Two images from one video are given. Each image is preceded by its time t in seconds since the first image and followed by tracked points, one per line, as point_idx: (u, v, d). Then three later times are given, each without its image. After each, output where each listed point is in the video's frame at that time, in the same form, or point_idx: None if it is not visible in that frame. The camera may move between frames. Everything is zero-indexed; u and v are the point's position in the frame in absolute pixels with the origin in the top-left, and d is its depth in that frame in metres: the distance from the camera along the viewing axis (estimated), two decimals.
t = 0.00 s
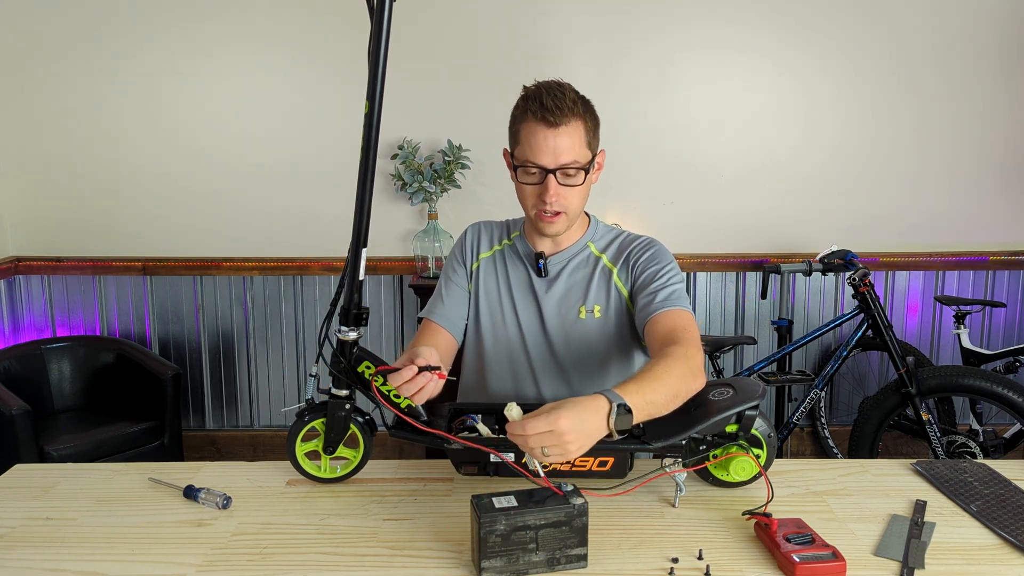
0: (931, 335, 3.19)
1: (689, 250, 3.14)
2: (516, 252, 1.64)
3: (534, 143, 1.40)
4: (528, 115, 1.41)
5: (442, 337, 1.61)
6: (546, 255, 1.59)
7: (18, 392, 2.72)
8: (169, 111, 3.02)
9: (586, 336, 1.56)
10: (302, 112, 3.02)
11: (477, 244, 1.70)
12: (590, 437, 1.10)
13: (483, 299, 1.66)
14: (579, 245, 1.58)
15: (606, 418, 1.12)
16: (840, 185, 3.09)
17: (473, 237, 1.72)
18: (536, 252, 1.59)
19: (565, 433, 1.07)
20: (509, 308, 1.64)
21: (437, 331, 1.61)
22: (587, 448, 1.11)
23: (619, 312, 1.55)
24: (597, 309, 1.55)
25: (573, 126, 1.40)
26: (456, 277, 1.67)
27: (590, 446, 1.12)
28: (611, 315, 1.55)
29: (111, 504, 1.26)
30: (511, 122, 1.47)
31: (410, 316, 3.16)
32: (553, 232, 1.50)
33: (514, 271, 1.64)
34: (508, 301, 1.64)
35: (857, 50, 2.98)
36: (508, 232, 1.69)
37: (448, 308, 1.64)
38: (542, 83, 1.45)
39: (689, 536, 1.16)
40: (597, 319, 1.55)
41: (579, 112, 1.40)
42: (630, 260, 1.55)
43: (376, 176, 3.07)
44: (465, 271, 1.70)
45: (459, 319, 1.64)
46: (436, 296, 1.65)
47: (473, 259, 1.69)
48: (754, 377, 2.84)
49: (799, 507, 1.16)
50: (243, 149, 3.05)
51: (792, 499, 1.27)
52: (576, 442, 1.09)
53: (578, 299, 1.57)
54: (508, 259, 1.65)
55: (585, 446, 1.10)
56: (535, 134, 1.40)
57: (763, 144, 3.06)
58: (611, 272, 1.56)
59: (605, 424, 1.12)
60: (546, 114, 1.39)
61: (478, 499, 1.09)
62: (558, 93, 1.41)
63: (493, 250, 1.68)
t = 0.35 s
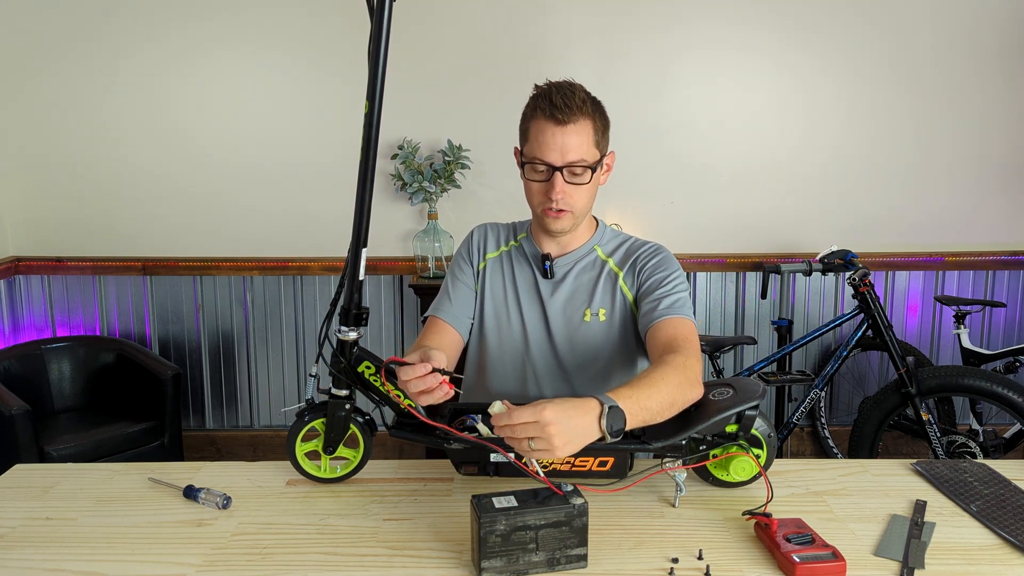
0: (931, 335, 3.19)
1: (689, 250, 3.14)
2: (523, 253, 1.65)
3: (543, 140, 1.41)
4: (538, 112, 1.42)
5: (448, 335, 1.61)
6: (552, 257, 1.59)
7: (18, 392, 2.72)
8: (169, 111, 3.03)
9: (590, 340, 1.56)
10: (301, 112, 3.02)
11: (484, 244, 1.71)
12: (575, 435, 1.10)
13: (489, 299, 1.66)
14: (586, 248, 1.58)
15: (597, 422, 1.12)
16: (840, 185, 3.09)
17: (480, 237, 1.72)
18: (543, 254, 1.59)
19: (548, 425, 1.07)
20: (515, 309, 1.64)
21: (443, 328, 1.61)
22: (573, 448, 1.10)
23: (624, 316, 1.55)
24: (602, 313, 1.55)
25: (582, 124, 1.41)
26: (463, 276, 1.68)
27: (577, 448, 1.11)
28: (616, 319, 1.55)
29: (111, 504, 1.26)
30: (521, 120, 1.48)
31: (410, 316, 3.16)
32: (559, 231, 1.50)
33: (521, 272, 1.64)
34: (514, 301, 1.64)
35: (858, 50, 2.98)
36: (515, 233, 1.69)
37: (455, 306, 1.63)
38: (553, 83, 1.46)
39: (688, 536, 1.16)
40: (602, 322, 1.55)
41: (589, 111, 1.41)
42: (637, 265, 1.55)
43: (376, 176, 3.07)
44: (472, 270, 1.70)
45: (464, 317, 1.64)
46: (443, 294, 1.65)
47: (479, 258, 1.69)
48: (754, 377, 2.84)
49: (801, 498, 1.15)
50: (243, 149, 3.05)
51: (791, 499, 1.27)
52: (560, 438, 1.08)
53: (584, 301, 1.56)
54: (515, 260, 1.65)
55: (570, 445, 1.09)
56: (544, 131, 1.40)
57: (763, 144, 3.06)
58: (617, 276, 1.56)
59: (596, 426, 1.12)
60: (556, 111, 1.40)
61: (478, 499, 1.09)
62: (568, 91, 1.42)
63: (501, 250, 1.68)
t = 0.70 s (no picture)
0: (931, 335, 3.19)
1: (689, 249, 3.14)
2: (525, 254, 1.65)
3: (550, 138, 1.41)
4: (547, 109, 1.42)
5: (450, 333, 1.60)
6: (553, 259, 1.60)
7: (18, 392, 2.72)
8: (169, 111, 3.02)
9: (589, 344, 1.56)
10: (301, 112, 3.02)
11: (486, 243, 1.71)
12: (564, 440, 1.10)
13: (490, 299, 1.66)
14: (588, 251, 1.58)
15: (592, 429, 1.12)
16: (840, 185, 3.09)
17: (482, 236, 1.72)
18: (544, 256, 1.60)
19: (535, 428, 1.08)
20: (516, 309, 1.63)
21: (444, 325, 1.61)
22: (561, 453, 1.10)
23: (625, 321, 1.55)
24: (603, 317, 1.55)
25: (591, 123, 1.41)
26: (464, 275, 1.67)
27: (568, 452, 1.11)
28: (616, 324, 1.55)
29: (111, 504, 1.26)
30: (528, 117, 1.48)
31: (410, 315, 3.16)
32: (563, 231, 1.50)
33: (522, 273, 1.64)
34: (515, 303, 1.64)
35: (858, 50, 2.98)
36: (517, 233, 1.69)
37: (456, 305, 1.63)
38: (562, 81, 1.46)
39: (688, 536, 1.16)
40: (602, 326, 1.55)
41: (598, 110, 1.41)
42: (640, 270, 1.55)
43: (376, 176, 3.07)
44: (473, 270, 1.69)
45: (465, 317, 1.64)
46: (443, 292, 1.65)
47: (481, 258, 1.69)
48: (754, 377, 2.84)
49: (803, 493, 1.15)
50: (243, 149, 3.05)
51: (792, 499, 1.27)
52: (547, 441, 1.09)
53: (585, 306, 1.56)
54: (517, 261, 1.65)
55: (558, 450, 1.10)
56: (552, 128, 1.41)
57: (763, 144, 3.06)
58: (618, 281, 1.56)
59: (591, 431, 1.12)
60: (565, 110, 1.40)
61: (478, 498, 1.09)
62: (577, 90, 1.42)
63: (502, 250, 1.68)
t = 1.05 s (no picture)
0: (931, 335, 3.19)
1: (689, 249, 3.14)
2: (519, 254, 1.64)
3: (549, 145, 1.40)
4: (546, 116, 1.41)
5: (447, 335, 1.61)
6: (548, 262, 1.59)
7: (18, 392, 2.72)
8: (168, 111, 3.02)
9: (585, 347, 1.56)
10: (301, 112, 3.02)
11: (479, 242, 1.70)
12: (559, 445, 1.10)
13: (484, 299, 1.65)
14: (583, 253, 1.58)
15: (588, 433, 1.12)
16: (840, 184, 3.09)
17: (476, 234, 1.72)
18: (539, 259, 1.59)
19: (528, 436, 1.08)
20: (509, 310, 1.63)
21: (438, 329, 1.61)
22: (558, 458, 1.10)
23: (620, 322, 1.55)
24: (598, 321, 1.55)
25: (590, 131, 1.40)
26: (458, 275, 1.67)
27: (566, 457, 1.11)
28: (612, 326, 1.55)
29: (111, 504, 1.26)
30: (525, 121, 1.46)
31: (411, 315, 3.16)
32: (559, 237, 1.50)
33: (516, 274, 1.64)
34: (509, 303, 1.64)
35: (858, 50, 2.98)
36: (510, 232, 1.69)
37: (451, 308, 1.63)
38: (561, 86, 1.45)
39: (688, 536, 1.16)
40: (598, 329, 1.55)
41: (597, 118, 1.41)
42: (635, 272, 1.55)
43: (376, 176, 3.07)
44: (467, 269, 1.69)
45: (459, 318, 1.64)
46: (438, 293, 1.65)
47: (474, 257, 1.69)
48: (753, 377, 2.84)
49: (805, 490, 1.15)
50: (243, 149, 3.05)
51: (792, 499, 1.27)
52: (541, 449, 1.09)
53: (579, 309, 1.57)
54: (511, 261, 1.65)
55: (553, 456, 1.10)
56: (551, 136, 1.40)
57: (763, 144, 3.06)
58: (614, 283, 1.56)
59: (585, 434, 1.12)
60: (564, 117, 1.39)
61: (478, 498, 1.09)
62: (577, 96, 1.41)
63: (496, 249, 1.68)
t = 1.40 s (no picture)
0: (931, 335, 3.19)
1: (689, 249, 3.14)
2: (511, 259, 1.64)
3: (524, 130, 1.44)
4: (521, 104, 1.45)
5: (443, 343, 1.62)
6: (539, 267, 1.58)
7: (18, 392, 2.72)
8: (169, 111, 3.02)
9: (577, 353, 1.56)
10: (301, 112, 3.02)
11: (471, 246, 1.70)
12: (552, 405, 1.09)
13: (477, 305, 1.66)
14: (573, 256, 1.57)
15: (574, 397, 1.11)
16: (840, 184, 3.09)
17: (467, 239, 1.72)
18: (529, 264, 1.59)
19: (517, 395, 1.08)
20: (502, 315, 1.64)
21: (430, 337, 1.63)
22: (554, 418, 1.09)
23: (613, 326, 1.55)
24: (590, 327, 1.55)
25: (565, 114, 1.44)
26: (450, 281, 1.68)
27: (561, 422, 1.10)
28: (604, 332, 1.55)
29: (111, 504, 1.26)
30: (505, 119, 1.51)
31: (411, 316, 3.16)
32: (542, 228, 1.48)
33: (508, 278, 1.63)
34: (502, 308, 1.64)
35: (858, 50, 2.98)
36: (503, 235, 1.68)
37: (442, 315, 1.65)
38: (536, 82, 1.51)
39: (688, 536, 1.16)
40: (590, 336, 1.55)
41: (572, 102, 1.45)
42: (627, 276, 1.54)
43: (377, 176, 3.07)
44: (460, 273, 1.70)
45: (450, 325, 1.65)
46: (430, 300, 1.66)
47: (467, 261, 1.69)
48: (754, 377, 2.84)
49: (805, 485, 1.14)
50: (243, 148, 3.05)
51: (792, 499, 1.27)
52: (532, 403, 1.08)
53: (572, 315, 1.56)
54: (503, 266, 1.65)
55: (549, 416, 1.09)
56: (526, 121, 1.44)
57: (763, 144, 3.06)
58: (606, 288, 1.56)
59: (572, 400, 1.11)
60: (538, 101, 1.43)
61: (478, 499, 1.09)
62: (551, 85, 1.46)
63: (489, 253, 1.67)
